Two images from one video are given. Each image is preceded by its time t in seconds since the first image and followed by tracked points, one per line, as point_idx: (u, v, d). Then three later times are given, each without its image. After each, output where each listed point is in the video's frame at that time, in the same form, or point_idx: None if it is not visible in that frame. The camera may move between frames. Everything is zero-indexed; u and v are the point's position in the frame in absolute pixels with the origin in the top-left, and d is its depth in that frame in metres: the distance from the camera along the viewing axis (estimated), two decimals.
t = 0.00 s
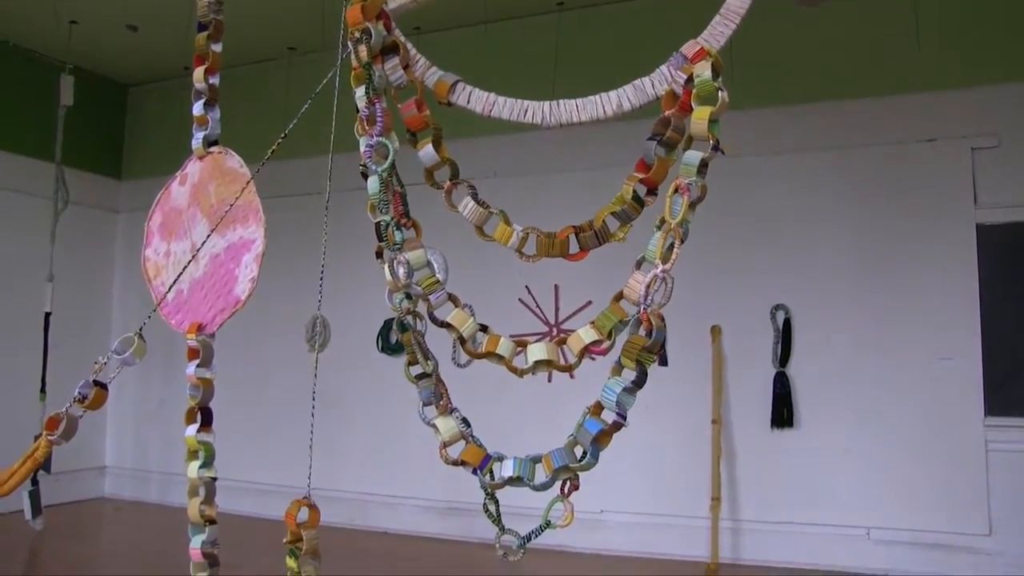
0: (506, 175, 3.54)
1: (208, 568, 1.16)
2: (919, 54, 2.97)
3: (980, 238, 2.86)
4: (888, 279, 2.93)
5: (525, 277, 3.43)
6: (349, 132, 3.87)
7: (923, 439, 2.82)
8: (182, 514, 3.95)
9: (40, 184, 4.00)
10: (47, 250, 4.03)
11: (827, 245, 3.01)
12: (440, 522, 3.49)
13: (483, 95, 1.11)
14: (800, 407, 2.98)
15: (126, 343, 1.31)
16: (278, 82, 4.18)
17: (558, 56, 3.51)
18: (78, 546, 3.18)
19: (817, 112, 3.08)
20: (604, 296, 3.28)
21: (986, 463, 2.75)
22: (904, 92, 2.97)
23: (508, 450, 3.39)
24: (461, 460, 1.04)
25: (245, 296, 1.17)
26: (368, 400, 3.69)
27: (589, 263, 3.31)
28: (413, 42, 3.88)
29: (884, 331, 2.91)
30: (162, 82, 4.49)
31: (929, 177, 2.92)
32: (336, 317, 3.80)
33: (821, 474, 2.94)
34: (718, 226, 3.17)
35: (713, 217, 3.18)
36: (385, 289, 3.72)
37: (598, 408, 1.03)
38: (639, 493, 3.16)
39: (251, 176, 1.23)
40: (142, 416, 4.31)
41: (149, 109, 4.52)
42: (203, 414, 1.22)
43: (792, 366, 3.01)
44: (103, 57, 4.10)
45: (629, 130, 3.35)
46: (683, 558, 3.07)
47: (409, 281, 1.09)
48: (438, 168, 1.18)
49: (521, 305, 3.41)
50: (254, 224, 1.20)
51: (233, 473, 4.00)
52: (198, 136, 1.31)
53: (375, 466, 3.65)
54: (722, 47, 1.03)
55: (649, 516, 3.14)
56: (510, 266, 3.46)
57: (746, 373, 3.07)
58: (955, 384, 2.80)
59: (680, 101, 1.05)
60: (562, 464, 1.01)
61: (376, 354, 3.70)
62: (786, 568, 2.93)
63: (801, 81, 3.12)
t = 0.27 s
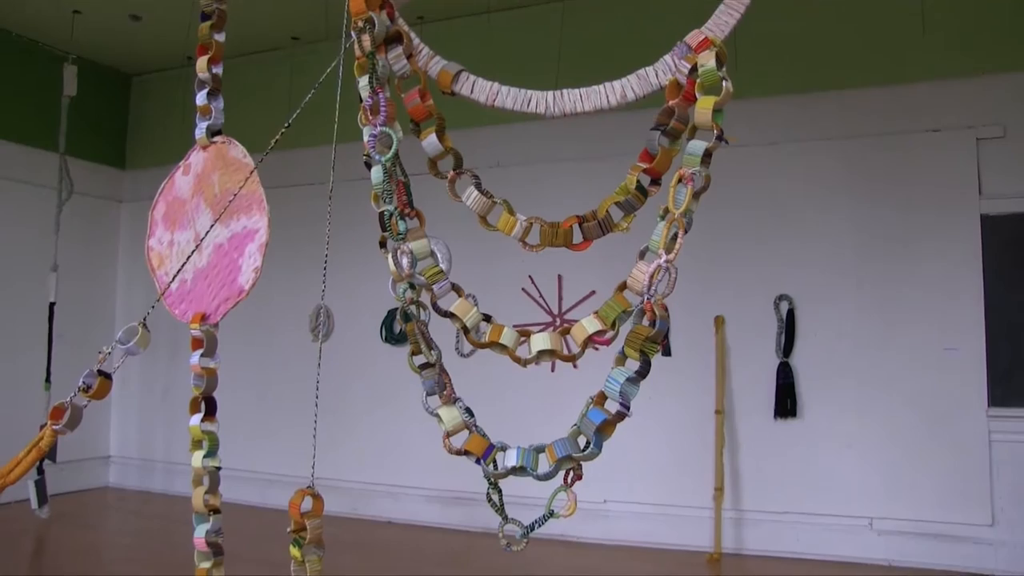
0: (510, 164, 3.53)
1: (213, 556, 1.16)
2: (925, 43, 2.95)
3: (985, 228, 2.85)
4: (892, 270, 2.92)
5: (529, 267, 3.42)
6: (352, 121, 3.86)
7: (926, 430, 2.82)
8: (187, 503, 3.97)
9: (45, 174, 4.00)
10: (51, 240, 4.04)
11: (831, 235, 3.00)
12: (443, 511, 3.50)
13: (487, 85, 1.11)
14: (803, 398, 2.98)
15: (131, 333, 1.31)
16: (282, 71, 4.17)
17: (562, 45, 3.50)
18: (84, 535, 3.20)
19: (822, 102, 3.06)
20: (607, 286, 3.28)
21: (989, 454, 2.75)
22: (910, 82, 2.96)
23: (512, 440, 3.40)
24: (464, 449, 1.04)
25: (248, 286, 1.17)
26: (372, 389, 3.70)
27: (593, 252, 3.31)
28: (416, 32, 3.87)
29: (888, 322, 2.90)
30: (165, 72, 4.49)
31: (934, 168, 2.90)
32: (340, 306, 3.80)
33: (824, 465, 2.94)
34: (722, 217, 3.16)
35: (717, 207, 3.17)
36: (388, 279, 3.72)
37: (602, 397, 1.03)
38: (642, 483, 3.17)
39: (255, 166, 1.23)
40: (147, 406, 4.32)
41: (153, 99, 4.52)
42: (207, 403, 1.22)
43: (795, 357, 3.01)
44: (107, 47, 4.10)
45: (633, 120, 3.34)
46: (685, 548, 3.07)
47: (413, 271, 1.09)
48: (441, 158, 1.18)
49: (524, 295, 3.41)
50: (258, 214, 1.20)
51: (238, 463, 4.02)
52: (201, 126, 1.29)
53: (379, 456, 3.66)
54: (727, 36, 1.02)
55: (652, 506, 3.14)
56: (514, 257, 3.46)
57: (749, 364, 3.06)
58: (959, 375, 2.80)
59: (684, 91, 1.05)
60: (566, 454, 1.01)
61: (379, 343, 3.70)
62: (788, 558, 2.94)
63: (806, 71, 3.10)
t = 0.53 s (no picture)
0: (513, 155, 3.52)
1: (217, 546, 1.17)
2: (930, 33, 2.93)
3: (989, 219, 2.84)
4: (897, 260, 2.91)
5: (532, 258, 3.42)
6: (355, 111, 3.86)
7: (929, 422, 2.82)
8: (191, 493, 3.99)
9: (48, 164, 4.00)
10: (55, 231, 4.04)
11: (835, 226, 2.99)
12: (447, 501, 3.52)
13: (491, 75, 1.10)
14: (806, 389, 2.98)
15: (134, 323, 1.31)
16: (285, 62, 4.16)
17: (566, 35, 3.48)
18: (89, 524, 3.22)
19: (827, 92, 3.05)
20: (611, 277, 3.28)
21: (992, 445, 2.75)
22: (915, 72, 2.94)
23: (515, 430, 3.41)
24: (468, 439, 1.04)
25: (252, 276, 1.16)
26: (375, 380, 3.70)
27: (597, 243, 3.31)
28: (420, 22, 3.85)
29: (892, 313, 2.90)
30: (168, 63, 4.48)
31: (939, 158, 2.89)
32: (344, 297, 3.81)
33: (827, 456, 2.94)
34: (726, 207, 3.15)
35: (720, 197, 3.16)
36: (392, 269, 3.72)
37: (605, 388, 1.03)
38: (645, 473, 3.17)
39: (258, 156, 1.22)
40: (151, 396, 4.34)
41: (156, 89, 4.51)
42: (211, 393, 1.21)
43: (799, 347, 3.00)
44: (110, 37, 4.09)
45: (637, 111, 3.33)
46: (687, 538, 3.08)
47: (416, 262, 1.09)
48: (445, 148, 1.17)
49: (528, 285, 3.41)
50: (261, 204, 1.20)
51: (241, 453, 4.03)
52: (205, 116, 1.29)
53: (382, 446, 3.67)
54: (731, 26, 1.02)
55: (654, 496, 3.15)
56: (517, 247, 3.46)
57: (753, 355, 3.06)
58: (963, 366, 2.79)
59: (688, 81, 1.04)
60: (569, 443, 1.01)
61: (383, 334, 3.71)
62: (790, 548, 2.94)
63: (811, 61, 3.08)
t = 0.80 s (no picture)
0: (516, 146, 3.51)
1: (221, 536, 1.18)
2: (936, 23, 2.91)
3: (994, 211, 2.82)
4: (901, 252, 2.90)
5: (536, 249, 3.42)
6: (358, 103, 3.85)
7: (933, 413, 2.82)
8: (196, 484, 4.01)
9: (51, 156, 4.00)
10: (58, 223, 4.04)
11: (839, 218, 2.98)
12: (450, 492, 3.53)
13: (494, 66, 1.09)
14: (810, 380, 2.98)
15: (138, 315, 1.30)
16: (288, 53, 4.15)
17: (569, 25, 3.47)
18: (94, 515, 3.23)
19: (831, 83, 3.03)
20: (614, 268, 3.28)
21: (995, 437, 2.75)
22: (920, 63, 2.92)
23: (519, 421, 3.41)
24: (471, 430, 1.04)
25: (256, 268, 1.16)
26: (379, 371, 3.71)
27: (600, 234, 3.30)
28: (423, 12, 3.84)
29: (896, 305, 2.89)
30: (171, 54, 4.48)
31: (944, 149, 2.87)
32: (347, 288, 3.81)
33: (829, 448, 2.94)
34: (729, 199, 3.14)
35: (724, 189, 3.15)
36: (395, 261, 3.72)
37: (608, 379, 1.03)
38: (648, 465, 3.18)
39: (261, 147, 1.22)
40: (156, 387, 4.36)
41: (159, 80, 4.51)
42: (215, 384, 1.22)
43: (802, 339, 3.00)
44: (112, 28, 4.08)
45: (640, 102, 3.31)
46: (690, 529, 3.09)
47: (420, 253, 1.09)
48: (448, 139, 1.17)
49: (531, 277, 3.41)
50: (265, 196, 1.19)
51: (246, 444, 4.05)
52: (208, 108, 1.29)
53: (386, 437, 3.68)
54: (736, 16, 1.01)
55: (658, 487, 3.15)
56: (521, 239, 3.46)
57: (756, 346, 3.06)
58: (967, 358, 2.78)
59: (692, 72, 1.03)
60: (573, 434, 1.01)
61: (386, 325, 3.71)
62: (793, 539, 2.95)
63: (816, 51, 3.06)
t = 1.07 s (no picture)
0: (520, 137, 3.51)
1: (225, 527, 1.18)
2: (942, 14, 2.89)
3: (999, 203, 2.81)
4: (905, 244, 2.89)
5: (539, 240, 3.42)
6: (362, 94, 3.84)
7: (936, 405, 2.81)
8: (200, 474, 4.03)
9: (55, 148, 4.00)
10: (62, 214, 4.05)
11: (843, 209, 2.97)
12: (454, 483, 3.54)
13: (497, 57, 1.08)
14: (813, 371, 2.98)
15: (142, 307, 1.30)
16: (291, 43, 4.14)
17: (573, 16, 3.45)
18: (99, 506, 3.25)
19: (836, 73, 3.02)
20: (618, 259, 3.28)
21: (998, 430, 2.74)
22: (925, 54, 2.90)
23: (522, 412, 3.42)
24: (474, 422, 1.04)
25: (259, 259, 1.16)
26: (382, 362, 3.72)
27: (603, 225, 3.30)
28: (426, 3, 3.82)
29: (900, 297, 2.88)
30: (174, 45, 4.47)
31: (949, 141, 2.86)
32: (351, 280, 3.82)
33: (833, 440, 2.94)
34: (733, 190, 3.13)
35: (728, 180, 3.14)
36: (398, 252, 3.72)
37: (611, 370, 1.03)
38: (651, 456, 3.18)
39: (264, 138, 1.22)
40: (160, 378, 4.37)
41: (162, 71, 4.50)
42: (218, 375, 1.22)
43: (806, 331, 3.00)
44: (115, 19, 4.08)
45: (644, 93, 3.30)
46: (693, 520, 3.10)
47: (423, 244, 1.09)
48: (451, 130, 1.17)
49: (535, 268, 3.41)
50: (268, 187, 1.19)
51: (250, 435, 4.06)
52: (212, 99, 1.28)
53: (389, 429, 3.69)
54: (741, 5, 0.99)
55: (661, 479, 3.16)
56: (524, 230, 3.46)
57: (759, 338, 3.06)
58: (971, 350, 2.78)
59: (696, 63, 1.03)
60: (576, 426, 1.02)
61: (390, 317, 3.72)
62: (796, 531, 2.95)
63: (820, 42, 3.05)
